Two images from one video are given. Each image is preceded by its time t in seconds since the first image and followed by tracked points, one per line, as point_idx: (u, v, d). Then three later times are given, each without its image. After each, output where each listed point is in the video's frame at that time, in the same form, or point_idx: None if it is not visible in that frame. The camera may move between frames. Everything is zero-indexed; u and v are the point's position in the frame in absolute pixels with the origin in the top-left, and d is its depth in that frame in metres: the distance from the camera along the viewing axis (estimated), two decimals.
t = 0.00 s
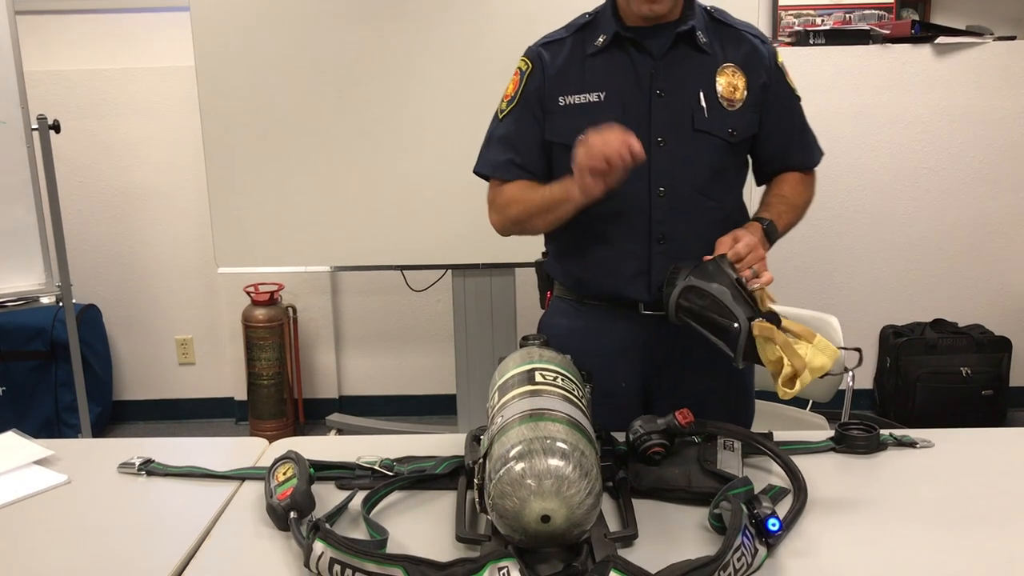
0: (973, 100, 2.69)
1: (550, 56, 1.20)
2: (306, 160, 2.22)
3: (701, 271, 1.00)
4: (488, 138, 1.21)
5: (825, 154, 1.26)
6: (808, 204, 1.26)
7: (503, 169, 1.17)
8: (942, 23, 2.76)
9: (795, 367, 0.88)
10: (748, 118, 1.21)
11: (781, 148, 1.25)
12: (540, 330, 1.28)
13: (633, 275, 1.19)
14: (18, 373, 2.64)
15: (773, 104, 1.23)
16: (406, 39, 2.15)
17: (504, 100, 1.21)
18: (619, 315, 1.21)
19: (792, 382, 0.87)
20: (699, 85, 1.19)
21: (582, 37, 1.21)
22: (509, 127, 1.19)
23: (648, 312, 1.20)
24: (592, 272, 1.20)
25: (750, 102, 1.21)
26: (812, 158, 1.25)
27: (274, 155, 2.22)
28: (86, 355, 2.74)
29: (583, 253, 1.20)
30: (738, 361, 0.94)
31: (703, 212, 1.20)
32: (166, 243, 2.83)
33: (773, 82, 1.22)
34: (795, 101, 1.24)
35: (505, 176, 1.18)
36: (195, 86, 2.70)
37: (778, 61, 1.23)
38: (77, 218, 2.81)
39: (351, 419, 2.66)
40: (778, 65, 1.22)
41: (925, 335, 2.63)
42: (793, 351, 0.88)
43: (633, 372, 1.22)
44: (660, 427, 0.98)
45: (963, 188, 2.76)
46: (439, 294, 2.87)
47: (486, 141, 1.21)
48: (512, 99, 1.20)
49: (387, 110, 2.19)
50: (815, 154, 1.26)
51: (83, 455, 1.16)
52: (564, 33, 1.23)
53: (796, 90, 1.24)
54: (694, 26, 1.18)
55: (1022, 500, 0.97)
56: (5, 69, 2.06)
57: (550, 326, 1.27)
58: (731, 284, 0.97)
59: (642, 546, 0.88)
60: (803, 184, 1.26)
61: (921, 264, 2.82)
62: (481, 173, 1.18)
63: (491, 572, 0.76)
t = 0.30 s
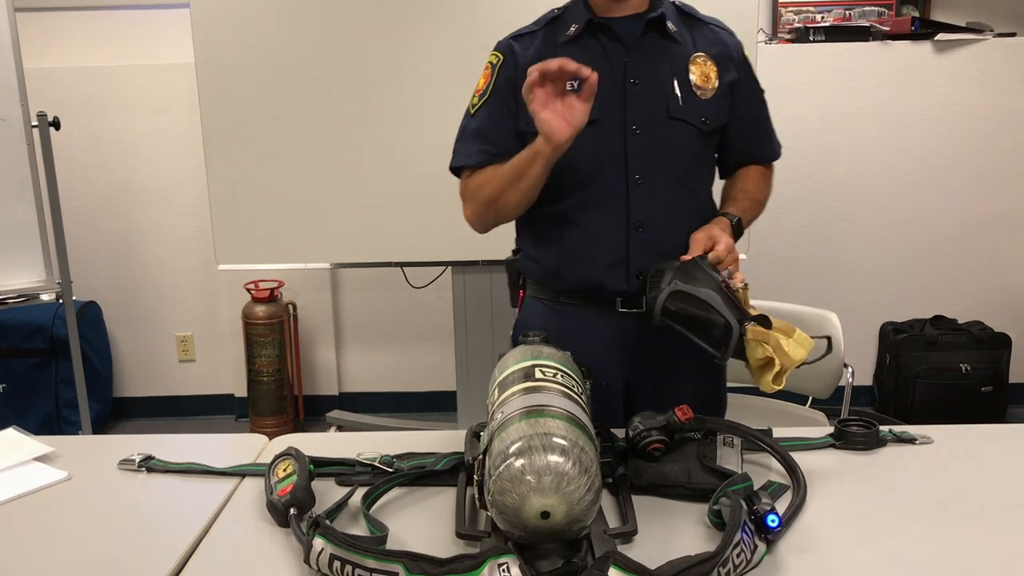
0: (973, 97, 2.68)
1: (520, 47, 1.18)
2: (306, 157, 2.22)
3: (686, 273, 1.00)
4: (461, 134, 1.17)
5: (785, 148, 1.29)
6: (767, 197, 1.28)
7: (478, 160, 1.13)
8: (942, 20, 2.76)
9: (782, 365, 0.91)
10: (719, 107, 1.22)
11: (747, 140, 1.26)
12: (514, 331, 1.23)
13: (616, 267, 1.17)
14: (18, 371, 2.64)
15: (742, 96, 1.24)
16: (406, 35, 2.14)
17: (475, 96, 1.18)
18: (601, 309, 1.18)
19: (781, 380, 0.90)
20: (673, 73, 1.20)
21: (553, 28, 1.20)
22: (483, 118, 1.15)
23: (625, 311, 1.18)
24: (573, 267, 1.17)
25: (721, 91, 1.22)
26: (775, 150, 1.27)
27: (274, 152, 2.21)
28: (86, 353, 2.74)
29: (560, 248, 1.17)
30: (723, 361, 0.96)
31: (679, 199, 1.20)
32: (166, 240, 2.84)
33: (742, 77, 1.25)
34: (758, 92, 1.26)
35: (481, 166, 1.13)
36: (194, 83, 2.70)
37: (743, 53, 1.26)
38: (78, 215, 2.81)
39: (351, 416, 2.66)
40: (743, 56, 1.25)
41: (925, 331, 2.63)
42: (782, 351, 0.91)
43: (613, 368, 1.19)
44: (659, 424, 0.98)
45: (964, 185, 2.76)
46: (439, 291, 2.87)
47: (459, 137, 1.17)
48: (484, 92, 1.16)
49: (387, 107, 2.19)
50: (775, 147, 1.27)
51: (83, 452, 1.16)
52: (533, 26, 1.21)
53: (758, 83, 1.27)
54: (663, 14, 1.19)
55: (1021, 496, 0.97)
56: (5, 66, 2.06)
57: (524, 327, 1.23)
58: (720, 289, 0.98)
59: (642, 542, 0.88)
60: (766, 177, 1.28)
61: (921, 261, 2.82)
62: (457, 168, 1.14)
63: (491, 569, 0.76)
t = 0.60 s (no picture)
0: (974, 98, 2.68)
1: (495, 53, 1.18)
2: (306, 159, 2.22)
3: (670, 274, 1.02)
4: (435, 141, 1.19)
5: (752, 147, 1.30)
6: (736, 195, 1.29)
7: (452, 171, 1.15)
8: (943, 21, 2.76)
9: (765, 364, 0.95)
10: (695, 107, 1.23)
11: (719, 140, 1.27)
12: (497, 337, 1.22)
13: (600, 271, 1.17)
14: (18, 372, 2.64)
15: (713, 97, 1.26)
16: (406, 37, 2.15)
17: (449, 103, 1.20)
18: (583, 313, 1.19)
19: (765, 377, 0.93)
20: (650, 74, 1.20)
21: (526, 32, 1.20)
22: (456, 127, 1.17)
23: (609, 314, 1.18)
24: (554, 271, 1.17)
25: (695, 91, 1.23)
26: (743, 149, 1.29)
27: (274, 154, 2.22)
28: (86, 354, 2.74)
29: (541, 252, 1.17)
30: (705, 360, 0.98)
31: (661, 199, 1.20)
32: (166, 242, 2.84)
33: (712, 78, 1.26)
34: (727, 92, 1.28)
35: (454, 177, 1.15)
36: (195, 85, 2.70)
37: (711, 53, 1.28)
38: (78, 217, 2.81)
39: (351, 418, 2.66)
40: (711, 56, 1.27)
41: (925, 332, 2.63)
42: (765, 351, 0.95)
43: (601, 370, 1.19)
44: (659, 425, 0.98)
45: (964, 186, 2.76)
46: (439, 292, 2.87)
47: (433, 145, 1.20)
48: (457, 101, 1.18)
49: (387, 109, 2.19)
50: (743, 147, 1.29)
51: (84, 454, 1.16)
52: (506, 30, 1.21)
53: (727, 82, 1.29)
54: (637, 16, 1.20)
55: (1021, 497, 0.97)
56: (5, 67, 2.06)
57: (506, 332, 1.23)
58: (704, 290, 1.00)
59: (642, 543, 0.88)
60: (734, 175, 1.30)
61: (921, 262, 2.82)
62: (433, 179, 1.16)
63: (491, 570, 0.76)
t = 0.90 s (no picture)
0: (973, 100, 2.68)
1: (471, 62, 1.19)
2: (307, 162, 2.22)
3: (659, 273, 1.02)
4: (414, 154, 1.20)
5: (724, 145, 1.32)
6: (712, 193, 1.31)
7: (432, 183, 1.16)
8: (943, 24, 2.76)
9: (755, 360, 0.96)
10: (671, 108, 1.24)
11: (691, 140, 1.30)
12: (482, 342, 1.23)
13: (587, 276, 1.17)
14: (18, 375, 2.64)
15: (686, 98, 1.28)
16: (406, 40, 2.15)
17: (426, 114, 1.20)
18: (570, 318, 1.19)
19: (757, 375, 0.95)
20: (627, 78, 1.21)
21: (501, 41, 1.21)
22: (433, 138, 1.17)
23: (596, 316, 1.18)
24: (541, 277, 1.17)
25: (670, 93, 1.25)
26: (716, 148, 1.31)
27: (274, 157, 2.22)
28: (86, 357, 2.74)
29: (530, 257, 1.17)
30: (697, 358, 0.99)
31: (642, 202, 1.21)
32: (167, 245, 2.84)
33: (685, 80, 1.29)
34: (698, 93, 1.30)
35: (433, 188, 1.16)
36: (195, 88, 2.70)
37: (684, 55, 1.30)
38: (78, 220, 2.81)
39: (351, 421, 2.66)
40: (684, 58, 1.29)
41: (925, 335, 2.63)
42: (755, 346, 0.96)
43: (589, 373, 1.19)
44: (658, 428, 0.98)
45: (964, 188, 2.76)
46: (439, 295, 2.87)
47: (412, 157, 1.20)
48: (434, 112, 1.18)
49: (387, 112, 2.19)
50: (715, 146, 1.31)
51: (84, 457, 1.16)
52: (480, 39, 1.21)
53: (700, 84, 1.31)
54: (612, 21, 1.21)
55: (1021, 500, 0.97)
56: (5, 71, 2.06)
57: (492, 336, 1.22)
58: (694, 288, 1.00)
59: (643, 546, 0.88)
60: (709, 173, 1.32)
61: (921, 265, 2.82)
62: (412, 190, 1.17)
63: (491, 573, 0.76)
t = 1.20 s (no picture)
0: (973, 101, 2.68)
1: (451, 69, 1.18)
2: (306, 162, 2.22)
3: (654, 265, 1.02)
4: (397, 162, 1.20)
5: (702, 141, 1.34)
6: (695, 188, 1.32)
7: (417, 190, 1.16)
8: (942, 25, 2.76)
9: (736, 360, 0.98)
10: (652, 108, 1.25)
11: (671, 138, 1.31)
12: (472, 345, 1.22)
13: (576, 279, 1.17)
14: (18, 376, 2.64)
15: (666, 97, 1.29)
16: (406, 40, 2.15)
17: (408, 121, 1.20)
18: (560, 320, 1.18)
19: (734, 374, 0.98)
20: (608, 80, 1.21)
21: (481, 47, 1.20)
22: (416, 145, 1.17)
23: (585, 316, 1.18)
24: (532, 280, 1.17)
25: (651, 92, 1.26)
26: (695, 145, 1.32)
27: (274, 157, 2.22)
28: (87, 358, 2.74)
29: (522, 260, 1.17)
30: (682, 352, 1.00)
31: (627, 203, 1.21)
32: (167, 246, 2.84)
33: (664, 78, 1.30)
34: (678, 91, 1.31)
35: (418, 195, 1.16)
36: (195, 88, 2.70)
37: (662, 54, 1.31)
38: (78, 221, 2.81)
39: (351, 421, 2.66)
40: (662, 57, 1.30)
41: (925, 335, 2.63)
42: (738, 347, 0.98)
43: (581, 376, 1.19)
44: (659, 429, 0.98)
45: (963, 188, 2.76)
46: (439, 296, 2.87)
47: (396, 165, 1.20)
48: (417, 120, 1.18)
49: (387, 112, 2.19)
50: (695, 143, 1.32)
51: (84, 458, 1.16)
52: (459, 45, 1.21)
53: (679, 81, 1.32)
54: (591, 23, 1.21)
55: (1021, 501, 0.97)
56: (5, 72, 2.06)
57: (482, 338, 1.22)
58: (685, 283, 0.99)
59: (642, 547, 0.88)
60: (690, 169, 1.32)
61: (921, 265, 2.82)
62: (397, 199, 1.17)
63: (491, 574, 0.76)
